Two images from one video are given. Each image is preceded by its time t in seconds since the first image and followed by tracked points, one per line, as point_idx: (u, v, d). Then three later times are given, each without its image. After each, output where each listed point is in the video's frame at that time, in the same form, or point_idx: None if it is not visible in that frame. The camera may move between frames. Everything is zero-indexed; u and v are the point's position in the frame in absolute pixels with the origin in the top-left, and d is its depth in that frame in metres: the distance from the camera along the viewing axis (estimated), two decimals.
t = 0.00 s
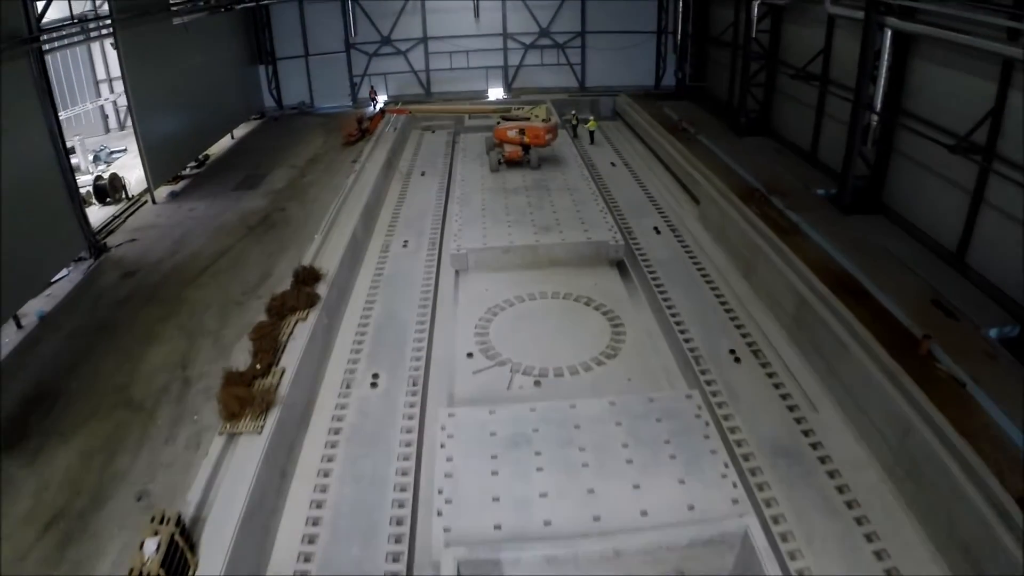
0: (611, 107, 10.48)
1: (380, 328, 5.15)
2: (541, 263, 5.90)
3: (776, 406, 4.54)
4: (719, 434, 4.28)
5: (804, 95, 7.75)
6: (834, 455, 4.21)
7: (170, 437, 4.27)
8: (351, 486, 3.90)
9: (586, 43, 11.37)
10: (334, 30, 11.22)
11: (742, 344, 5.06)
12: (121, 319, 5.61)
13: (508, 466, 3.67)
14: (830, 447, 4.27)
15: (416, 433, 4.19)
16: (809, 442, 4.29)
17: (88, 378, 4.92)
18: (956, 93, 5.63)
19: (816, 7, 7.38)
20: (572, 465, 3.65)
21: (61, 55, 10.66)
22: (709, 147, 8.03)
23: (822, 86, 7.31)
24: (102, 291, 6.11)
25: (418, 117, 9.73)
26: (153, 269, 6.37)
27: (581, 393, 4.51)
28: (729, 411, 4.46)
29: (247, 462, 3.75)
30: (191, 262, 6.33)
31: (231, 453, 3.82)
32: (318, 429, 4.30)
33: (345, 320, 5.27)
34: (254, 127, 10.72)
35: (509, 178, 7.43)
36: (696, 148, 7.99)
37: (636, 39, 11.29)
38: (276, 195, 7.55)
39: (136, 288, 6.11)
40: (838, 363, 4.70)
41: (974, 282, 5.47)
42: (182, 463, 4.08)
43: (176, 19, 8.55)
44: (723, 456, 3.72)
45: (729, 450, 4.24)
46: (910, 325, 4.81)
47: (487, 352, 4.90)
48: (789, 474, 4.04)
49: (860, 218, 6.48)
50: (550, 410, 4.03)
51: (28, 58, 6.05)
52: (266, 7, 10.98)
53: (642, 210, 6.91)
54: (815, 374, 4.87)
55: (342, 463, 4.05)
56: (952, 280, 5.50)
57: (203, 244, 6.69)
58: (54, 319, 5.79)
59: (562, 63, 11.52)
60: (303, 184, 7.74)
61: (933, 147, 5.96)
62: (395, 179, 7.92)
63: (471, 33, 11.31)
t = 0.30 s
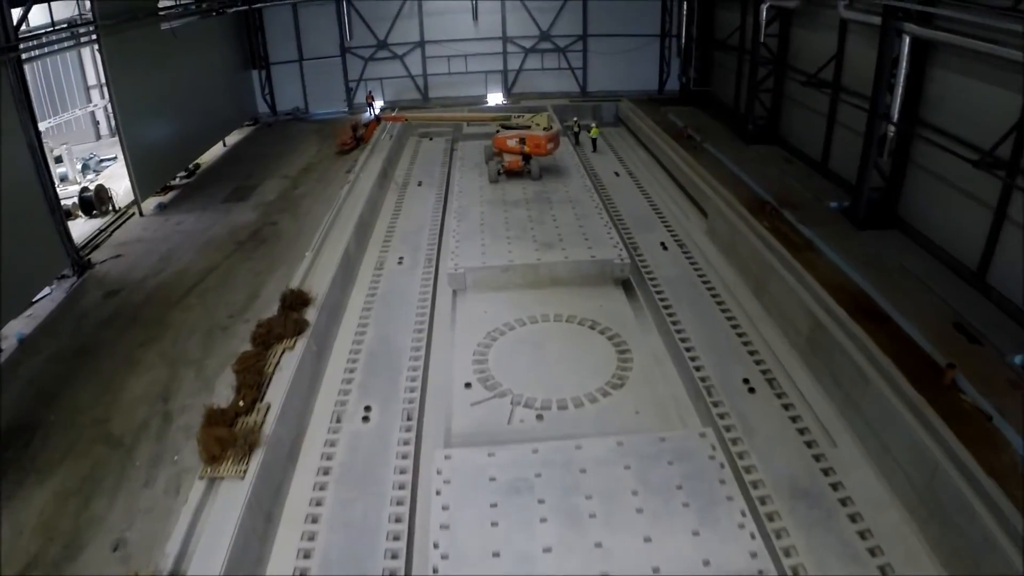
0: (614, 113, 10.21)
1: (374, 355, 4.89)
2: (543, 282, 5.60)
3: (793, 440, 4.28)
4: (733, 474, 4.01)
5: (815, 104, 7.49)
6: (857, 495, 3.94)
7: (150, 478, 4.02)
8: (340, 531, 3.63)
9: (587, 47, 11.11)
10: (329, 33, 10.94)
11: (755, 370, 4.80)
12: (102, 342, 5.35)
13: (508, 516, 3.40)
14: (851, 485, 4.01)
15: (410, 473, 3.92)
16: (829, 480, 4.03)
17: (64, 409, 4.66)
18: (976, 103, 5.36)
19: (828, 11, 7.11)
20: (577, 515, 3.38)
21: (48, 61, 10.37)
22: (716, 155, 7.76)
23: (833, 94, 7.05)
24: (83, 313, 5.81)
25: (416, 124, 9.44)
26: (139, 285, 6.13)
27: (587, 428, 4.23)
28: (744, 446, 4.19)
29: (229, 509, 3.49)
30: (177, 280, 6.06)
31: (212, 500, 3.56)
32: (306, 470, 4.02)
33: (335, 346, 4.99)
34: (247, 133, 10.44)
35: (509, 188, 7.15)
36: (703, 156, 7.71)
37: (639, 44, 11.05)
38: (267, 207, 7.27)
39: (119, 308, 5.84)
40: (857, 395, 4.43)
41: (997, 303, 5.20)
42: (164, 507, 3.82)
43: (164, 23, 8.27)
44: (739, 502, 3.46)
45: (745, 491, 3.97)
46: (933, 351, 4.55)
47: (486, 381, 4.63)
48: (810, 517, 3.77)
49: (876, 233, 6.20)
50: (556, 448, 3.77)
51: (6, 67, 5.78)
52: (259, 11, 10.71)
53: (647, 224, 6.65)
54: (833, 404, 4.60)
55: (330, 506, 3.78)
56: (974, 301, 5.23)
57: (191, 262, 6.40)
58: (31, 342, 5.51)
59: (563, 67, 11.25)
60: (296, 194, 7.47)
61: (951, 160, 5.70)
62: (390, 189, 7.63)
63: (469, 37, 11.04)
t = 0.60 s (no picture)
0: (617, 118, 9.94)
1: (366, 383, 4.63)
2: (544, 302, 5.32)
3: (810, 476, 4.02)
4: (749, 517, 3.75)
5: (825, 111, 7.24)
6: (880, 538, 3.68)
7: (127, 521, 3.77)
8: None
9: (589, 51, 10.87)
10: (324, 37, 10.70)
11: (769, 399, 4.55)
12: (82, 368, 5.10)
13: (508, 569, 3.16)
14: (874, 527, 3.75)
15: (403, 516, 3.67)
16: (850, 521, 3.77)
17: (38, 441, 4.40)
18: (997, 113, 5.10)
19: (839, 15, 6.86)
20: (583, 568, 3.14)
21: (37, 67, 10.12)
22: (723, 163, 7.50)
23: (845, 102, 6.79)
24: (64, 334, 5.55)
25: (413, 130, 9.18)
26: (123, 305, 5.88)
27: (593, 465, 3.98)
28: (759, 484, 3.94)
29: (209, 561, 3.24)
30: (163, 300, 5.81)
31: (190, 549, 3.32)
32: (294, 512, 3.77)
33: (325, 373, 4.73)
34: (240, 140, 10.19)
35: (509, 198, 6.89)
36: (709, 165, 7.45)
37: (641, 48, 10.83)
38: (258, 219, 7.01)
39: (102, 330, 5.59)
40: (878, 427, 4.17)
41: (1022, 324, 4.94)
42: (141, 555, 3.57)
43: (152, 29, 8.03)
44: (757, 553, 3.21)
45: (761, 534, 3.71)
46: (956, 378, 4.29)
47: (485, 412, 4.38)
48: (831, 563, 3.51)
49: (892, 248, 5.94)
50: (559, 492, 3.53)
51: None
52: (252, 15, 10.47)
53: (653, 238, 6.39)
54: (853, 436, 4.34)
55: (317, 552, 3.53)
56: (997, 321, 4.97)
57: (178, 280, 6.14)
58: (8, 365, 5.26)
59: (563, 71, 11.01)
60: (288, 205, 7.21)
61: (971, 172, 5.44)
62: (385, 199, 7.35)
63: (468, 41, 10.81)
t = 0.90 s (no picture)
0: (619, 124, 9.71)
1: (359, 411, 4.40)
2: (546, 323, 5.06)
3: (828, 514, 3.78)
4: (763, 559, 3.51)
5: (836, 118, 6.99)
6: None
7: (102, 565, 3.52)
8: None
9: (591, 54, 10.65)
10: (319, 41, 10.46)
11: (783, 429, 4.32)
12: (62, 393, 4.85)
13: None
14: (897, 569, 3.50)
15: (396, 561, 3.43)
16: (872, 563, 3.53)
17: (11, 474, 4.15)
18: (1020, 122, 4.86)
19: (850, 20, 6.68)
20: None
21: (26, 71, 9.87)
22: (730, 171, 7.25)
23: (858, 109, 6.54)
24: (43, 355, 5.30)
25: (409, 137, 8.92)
26: (107, 324, 5.64)
27: (598, 503, 3.74)
28: (774, 523, 3.70)
29: None
30: (150, 320, 5.58)
31: None
32: (279, 556, 3.51)
33: (315, 401, 4.50)
34: (233, 146, 9.94)
35: (508, 208, 6.63)
36: (716, 173, 7.21)
37: (643, 52, 10.63)
38: (249, 230, 6.76)
39: (85, 351, 5.35)
40: (900, 460, 3.93)
41: None
42: None
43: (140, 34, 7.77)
44: None
45: None
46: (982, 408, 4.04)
47: (483, 442, 4.14)
48: None
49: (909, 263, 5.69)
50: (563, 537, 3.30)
51: None
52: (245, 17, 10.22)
53: (659, 252, 6.15)
54: (871, 469, 4.10)
55: None
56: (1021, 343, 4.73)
57: (166, 297, 5.90)
58: None
59: (564, 75, 10.80)
60: (280, 216, 6.96)
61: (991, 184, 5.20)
62: (381, 209, 7.10)
63: (466, 44, 10.57)
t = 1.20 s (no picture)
0: (622, 128, 9.49)
1: (351, 440, 4.18)
2: (547, 342, 4.82)
3: (848, 551, 3.55)
4: None
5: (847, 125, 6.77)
6: None
7: None
8: None
9: (592, 57, 10.44)
10: (314, 43, 10.23)
11: (797, 458, 4.10)
12: (40, 417, 4.62)
13: None
14: None
15: None
16: None
17: None
18: None
19: (861, 22, 6.48)
20: None
21: (15, 75, 9.64)
22: (736, 178, 7.03)
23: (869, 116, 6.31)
24: (24, 375, 5.07)
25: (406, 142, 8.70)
26: (91, 343, 5.42)
27: (602, 541, 3.52)
28: (791, 563, 3.48)
29: None
30: (135, 339, 5.36)
31: None
32: None
33: (304, 429, 4.27)
34: (226, 152, 9.70)
35: (508, 217, 6.41)
36: (722, 180, 6.98)
37: (646, 54, 10.42)
38: (239, 241, 6.54)
39: (66, 371, 5.12)
40: (921, 494, 3.69)
41: None
42: None
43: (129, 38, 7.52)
44: None
45: None
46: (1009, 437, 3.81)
47: (481, 473, 3.91)
48: None
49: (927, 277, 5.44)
50: None
51: None
52: (238, 20, 9.98)
53: (664, 264, 5.91)
54: (891, 502, 3.87)
55: None
56: None
57: (153, 314, 5.68)
58: None
59: (565, 78, 10.59)
60: (272, 226, 6.73)
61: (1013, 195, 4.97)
62: (376, 219, 6.87)
63: (464, 46, 10.35)
